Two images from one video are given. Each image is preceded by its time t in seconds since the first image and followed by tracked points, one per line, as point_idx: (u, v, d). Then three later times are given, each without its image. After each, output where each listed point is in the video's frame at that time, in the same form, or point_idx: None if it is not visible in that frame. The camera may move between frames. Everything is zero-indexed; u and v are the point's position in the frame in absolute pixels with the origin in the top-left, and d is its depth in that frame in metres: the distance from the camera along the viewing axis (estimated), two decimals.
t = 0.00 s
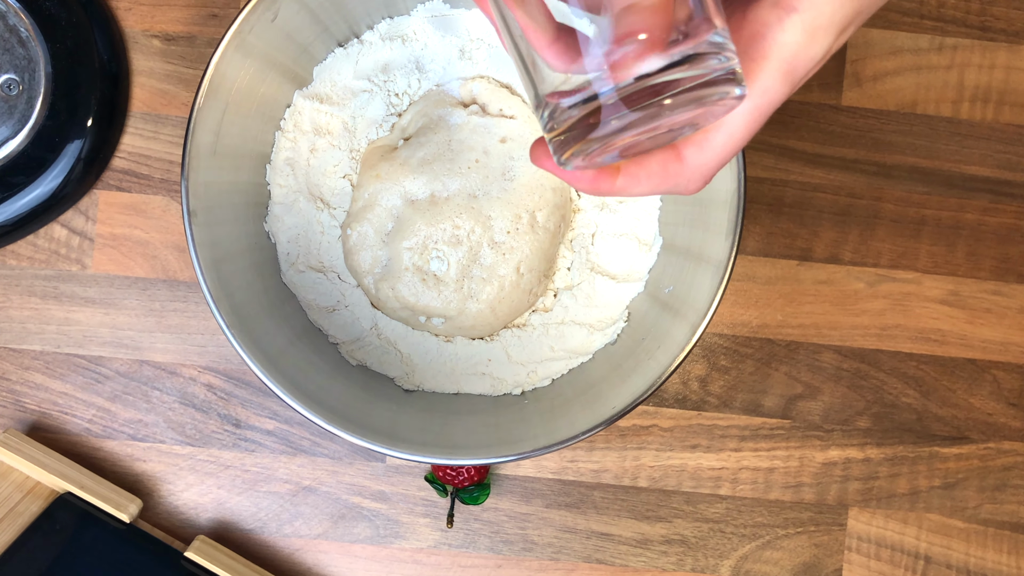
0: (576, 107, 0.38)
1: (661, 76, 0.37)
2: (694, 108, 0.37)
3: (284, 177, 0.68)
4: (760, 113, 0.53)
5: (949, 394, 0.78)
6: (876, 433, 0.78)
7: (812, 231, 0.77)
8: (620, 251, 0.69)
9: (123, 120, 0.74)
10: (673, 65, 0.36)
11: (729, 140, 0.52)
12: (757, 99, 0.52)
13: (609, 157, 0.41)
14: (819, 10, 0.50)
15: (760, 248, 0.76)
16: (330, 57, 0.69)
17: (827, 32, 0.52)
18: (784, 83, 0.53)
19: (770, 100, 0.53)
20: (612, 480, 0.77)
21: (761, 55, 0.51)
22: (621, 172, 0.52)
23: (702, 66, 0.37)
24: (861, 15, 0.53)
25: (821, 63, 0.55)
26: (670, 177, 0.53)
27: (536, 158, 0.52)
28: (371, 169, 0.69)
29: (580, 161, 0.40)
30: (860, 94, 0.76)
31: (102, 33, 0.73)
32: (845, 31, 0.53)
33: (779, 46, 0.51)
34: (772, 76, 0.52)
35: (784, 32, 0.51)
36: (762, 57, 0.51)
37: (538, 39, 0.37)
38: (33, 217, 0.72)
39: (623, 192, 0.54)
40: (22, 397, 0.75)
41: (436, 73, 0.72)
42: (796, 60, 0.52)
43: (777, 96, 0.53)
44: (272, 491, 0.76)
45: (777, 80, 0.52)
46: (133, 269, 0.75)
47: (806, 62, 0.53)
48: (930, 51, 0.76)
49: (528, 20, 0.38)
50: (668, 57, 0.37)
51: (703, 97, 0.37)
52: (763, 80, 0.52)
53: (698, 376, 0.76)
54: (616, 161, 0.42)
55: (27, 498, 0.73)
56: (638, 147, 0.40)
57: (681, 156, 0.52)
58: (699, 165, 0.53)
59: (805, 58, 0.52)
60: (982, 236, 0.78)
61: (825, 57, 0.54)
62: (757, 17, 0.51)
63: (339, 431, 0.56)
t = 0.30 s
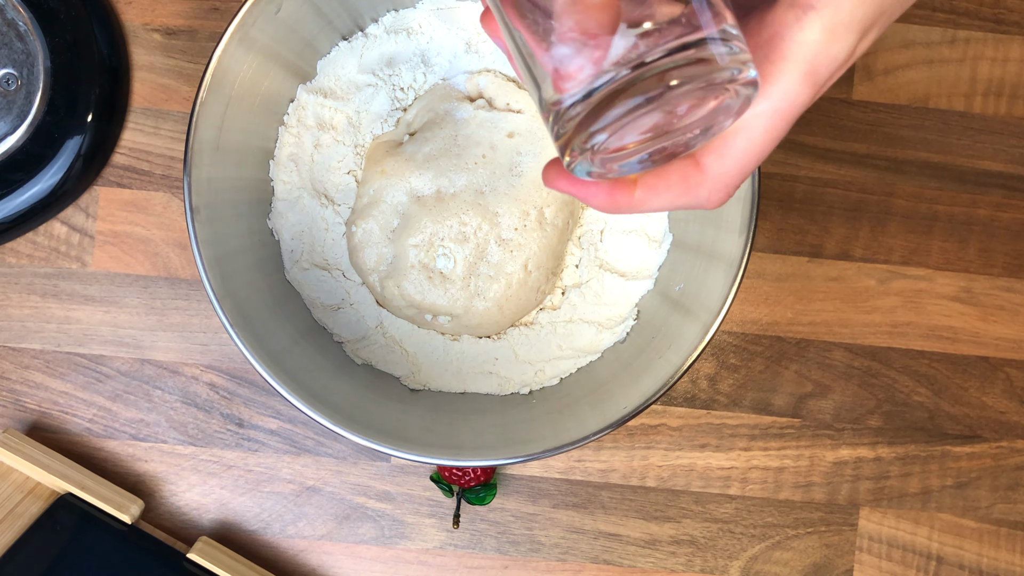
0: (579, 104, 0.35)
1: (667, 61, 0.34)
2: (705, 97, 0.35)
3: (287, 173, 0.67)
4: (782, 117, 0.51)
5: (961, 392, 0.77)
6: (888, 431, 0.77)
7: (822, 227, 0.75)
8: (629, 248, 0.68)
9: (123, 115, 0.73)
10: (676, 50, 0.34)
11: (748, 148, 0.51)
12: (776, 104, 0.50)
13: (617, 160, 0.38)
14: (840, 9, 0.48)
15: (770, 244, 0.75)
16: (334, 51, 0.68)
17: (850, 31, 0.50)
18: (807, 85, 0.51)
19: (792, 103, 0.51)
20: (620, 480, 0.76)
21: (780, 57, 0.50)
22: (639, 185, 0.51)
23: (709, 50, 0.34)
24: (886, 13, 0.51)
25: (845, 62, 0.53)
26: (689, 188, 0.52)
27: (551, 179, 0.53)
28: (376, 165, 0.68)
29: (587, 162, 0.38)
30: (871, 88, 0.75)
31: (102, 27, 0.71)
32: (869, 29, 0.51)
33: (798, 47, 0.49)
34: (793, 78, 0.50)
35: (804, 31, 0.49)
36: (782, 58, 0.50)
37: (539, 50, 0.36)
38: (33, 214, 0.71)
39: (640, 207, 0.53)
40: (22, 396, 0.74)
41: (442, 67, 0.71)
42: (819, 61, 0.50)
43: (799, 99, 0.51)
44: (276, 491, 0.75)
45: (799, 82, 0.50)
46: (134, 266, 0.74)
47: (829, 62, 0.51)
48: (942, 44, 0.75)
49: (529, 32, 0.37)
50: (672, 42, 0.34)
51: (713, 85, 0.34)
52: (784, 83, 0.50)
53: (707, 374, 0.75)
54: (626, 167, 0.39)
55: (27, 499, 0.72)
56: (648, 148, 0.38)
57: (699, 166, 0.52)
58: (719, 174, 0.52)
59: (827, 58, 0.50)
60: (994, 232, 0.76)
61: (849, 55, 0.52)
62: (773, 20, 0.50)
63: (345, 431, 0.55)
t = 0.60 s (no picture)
0: (573, 112, 0.32)
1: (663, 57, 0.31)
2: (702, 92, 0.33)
3: (286, 172, 0.66)
4: (793, 127, 0.50)
5: (968, 392, 0.76)
6: (894, 432, 0.76)
7: (828, 225, 0.75)
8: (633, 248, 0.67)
9: (120, 112, 0.72)
10: (676, 46, 0.31)
11: (757, 159, 0.50)
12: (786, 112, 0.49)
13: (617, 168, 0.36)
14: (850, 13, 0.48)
15: (774, 243, 0.74)
16: (333, 48, 0.67)
17: (860, 35, 0.48)
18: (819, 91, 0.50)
19: (803, 111, 0.50)
20: (623, 481, 0.75)
21: (789, 63, 0.48)
22: (642, 205, 0.50)
23: (709, 43, 0.31)
24: (900, 17, 0.49)
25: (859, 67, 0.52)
26: (696, 205, 0.51)
27: (552, 204, 0.52)
28: (376, 164, 0.67)
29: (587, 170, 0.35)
30: (877, 84, 0.74)
31: (98, 22, 0.70)
32: (882, 34, 0.50)
33: (807, 53, 0.48)
34: (803, 85, 0.49)
35: (813, 36, 0.48)
36: (791, 65, 0.48)
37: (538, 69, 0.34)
38: (29, 212, 0.70)
39: (645, 228, 0.52)
40: (18, 397, 0.74)
41: (443, 64, 0.70)
42: (830, 66, 0.49)
43: (811, 108, 0.50)
44: (275, 493, 0.74)
45: (810, 89, 0.49)
46: (131, 265, 0.73)
47: (841, 68, 0.49)
48: (950, 40, 0.74)
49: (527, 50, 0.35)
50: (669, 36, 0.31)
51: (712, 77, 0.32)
52: (794, 91, 0.49)
53: (711, 374, 0.74)
54: (629, 180, 0.37)
55: (24, 501, 0.72)
56: (647, 154, 0.36)
57: (707, 182, 0.51)
58: (728, 189, 0.51)
59: (838, 63, 0.49)
60: (1002, 230, 0.76)
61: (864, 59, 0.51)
62: (780, 27, 0.49)
63: (344, 435, 0.54)
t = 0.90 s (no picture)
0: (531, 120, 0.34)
1: None
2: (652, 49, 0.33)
3: (283, 168, 0.65)
4: (768, 106, 0.47)
5: (975, 390, 0.75)
6: (900, 431, 0.75)
7: (834, 221, 0.73)
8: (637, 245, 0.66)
9: (114, 106, 0.71)
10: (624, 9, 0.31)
11: (733, 142, 0.46)
12: (759, 90, 0.47)
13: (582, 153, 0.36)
14: None
15: (780, 239, 0.73)
16: (332, 41, 0.66)
17: (830, 12, 0.48)
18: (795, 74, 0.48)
19: (777, 89, 0.47)
20: (626, 480, 0.74)
21: (756, 41, 0.47)
22: (615, 199, 0.45)
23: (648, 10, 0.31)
24: None
25: (838, 57, 0.49)
26: (675, 197, 0.45)
27: (524, 212, 0.48)
28: (374, 159, 0.66)
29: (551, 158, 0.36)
30: (885, 78, 0.73)
31: (92, 14, 0.69)
32: (855, 15, 0.48)
33: (774, 31, 0.47)
34: (774, 62, 0.47)
35: (780, 15, 0.47)
36: (759, 43, 0.47)
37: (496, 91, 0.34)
38: (23, 208, 0.69)
39: (622, 230, 0.46)
40: (12, 395, 0.73)
41: (443, 57, 0.69)
42: (802, 44, 0.47)
43: (786, 86, 0.47)
44: (273, 492, 0.73)
45: (781, 68, 0.47)
46: (126, 262, 0.72)
47: (813, 45, 0.48)
48: (959, 33, 0.73)
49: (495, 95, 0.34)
50: None
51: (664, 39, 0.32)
52: (763, 68, 0.47)
53: (715, 372, 0.73)
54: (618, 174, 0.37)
55: (18, 501, 0.71)
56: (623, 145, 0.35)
57: (683, 170, 0.46)
58: (707, 177, 0.46)
59: (808, 40, 0.47)
60: (1011, 226, 0.74)
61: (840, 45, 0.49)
62: (745, 13, 0.49)
63: (342, 438, 0.53)
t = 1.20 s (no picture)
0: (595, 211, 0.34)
1: (588, 69, 0.35)
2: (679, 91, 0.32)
3: (282, 160, 0.64)
4: (840, 161, 0.40)
5: (983, 384, 0.74)
6: (907, 425, 0.74)
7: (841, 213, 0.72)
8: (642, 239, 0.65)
9: (110, 97, 0.70)
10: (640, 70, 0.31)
11: (807, 196, 0.39)
12: (829, 141, 0.40)
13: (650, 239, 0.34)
14: (867, 47, 0.44)
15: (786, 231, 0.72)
16: (331, 31, 0.65)
17: (891, 67, 0.44)
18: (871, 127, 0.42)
19: (846, 140, 0.41)
20: (629, 476, 0.73)
21: (813, 98, 0.42)
22: (686, 267, 0.38)
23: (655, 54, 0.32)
24: (931, 52, 0.45)
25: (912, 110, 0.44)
26: (753, 256, 0.37)
27: (595, 300, 0.42)
28: (374, 151, 0.65)
29: (638, 244, 0.34)
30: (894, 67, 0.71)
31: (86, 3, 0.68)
32: (915, 67, 0.45)
33: (832, 81, 0.43)
34: (839, 114, 0.41)
35: (836, 68, 0.43)
36: (817, 98, 0.42)
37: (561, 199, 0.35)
38: (17, 201, 0.68)
39: (694, 307, 0.38)
40: (8, 391, 0.72)
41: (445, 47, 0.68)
42: (868, 94, 0.42)
43: (858, 141, 0.41)
44: (273, 488, 0.72)
45: (848, 121, 0.41)
46: (123, 255, 0.71)
47: (879, 93, 0.43)
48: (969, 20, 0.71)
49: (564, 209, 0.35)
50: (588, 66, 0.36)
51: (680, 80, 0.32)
52: (828, 121, 0.41)
53: (720, 366, 0.72)
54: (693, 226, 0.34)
55: (14, 498, 0.70)
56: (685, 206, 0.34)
57: (756, 227, 0.38)
58: (788, 235, 0.37)
59: (872, 88, 0.43)
60: (1020, 218, 0.73)
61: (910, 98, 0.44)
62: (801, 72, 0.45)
63: (342, 435, 0.52)
